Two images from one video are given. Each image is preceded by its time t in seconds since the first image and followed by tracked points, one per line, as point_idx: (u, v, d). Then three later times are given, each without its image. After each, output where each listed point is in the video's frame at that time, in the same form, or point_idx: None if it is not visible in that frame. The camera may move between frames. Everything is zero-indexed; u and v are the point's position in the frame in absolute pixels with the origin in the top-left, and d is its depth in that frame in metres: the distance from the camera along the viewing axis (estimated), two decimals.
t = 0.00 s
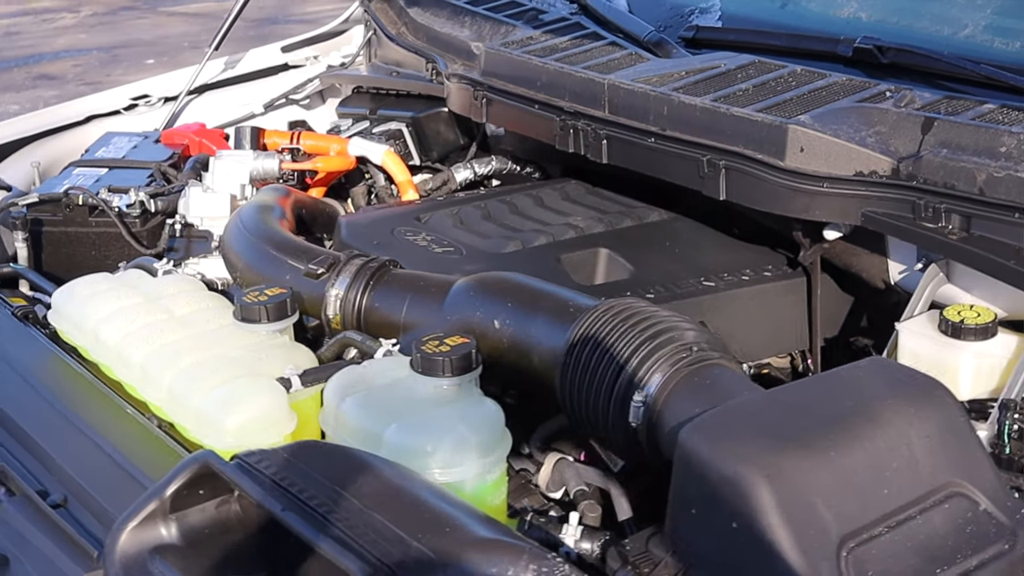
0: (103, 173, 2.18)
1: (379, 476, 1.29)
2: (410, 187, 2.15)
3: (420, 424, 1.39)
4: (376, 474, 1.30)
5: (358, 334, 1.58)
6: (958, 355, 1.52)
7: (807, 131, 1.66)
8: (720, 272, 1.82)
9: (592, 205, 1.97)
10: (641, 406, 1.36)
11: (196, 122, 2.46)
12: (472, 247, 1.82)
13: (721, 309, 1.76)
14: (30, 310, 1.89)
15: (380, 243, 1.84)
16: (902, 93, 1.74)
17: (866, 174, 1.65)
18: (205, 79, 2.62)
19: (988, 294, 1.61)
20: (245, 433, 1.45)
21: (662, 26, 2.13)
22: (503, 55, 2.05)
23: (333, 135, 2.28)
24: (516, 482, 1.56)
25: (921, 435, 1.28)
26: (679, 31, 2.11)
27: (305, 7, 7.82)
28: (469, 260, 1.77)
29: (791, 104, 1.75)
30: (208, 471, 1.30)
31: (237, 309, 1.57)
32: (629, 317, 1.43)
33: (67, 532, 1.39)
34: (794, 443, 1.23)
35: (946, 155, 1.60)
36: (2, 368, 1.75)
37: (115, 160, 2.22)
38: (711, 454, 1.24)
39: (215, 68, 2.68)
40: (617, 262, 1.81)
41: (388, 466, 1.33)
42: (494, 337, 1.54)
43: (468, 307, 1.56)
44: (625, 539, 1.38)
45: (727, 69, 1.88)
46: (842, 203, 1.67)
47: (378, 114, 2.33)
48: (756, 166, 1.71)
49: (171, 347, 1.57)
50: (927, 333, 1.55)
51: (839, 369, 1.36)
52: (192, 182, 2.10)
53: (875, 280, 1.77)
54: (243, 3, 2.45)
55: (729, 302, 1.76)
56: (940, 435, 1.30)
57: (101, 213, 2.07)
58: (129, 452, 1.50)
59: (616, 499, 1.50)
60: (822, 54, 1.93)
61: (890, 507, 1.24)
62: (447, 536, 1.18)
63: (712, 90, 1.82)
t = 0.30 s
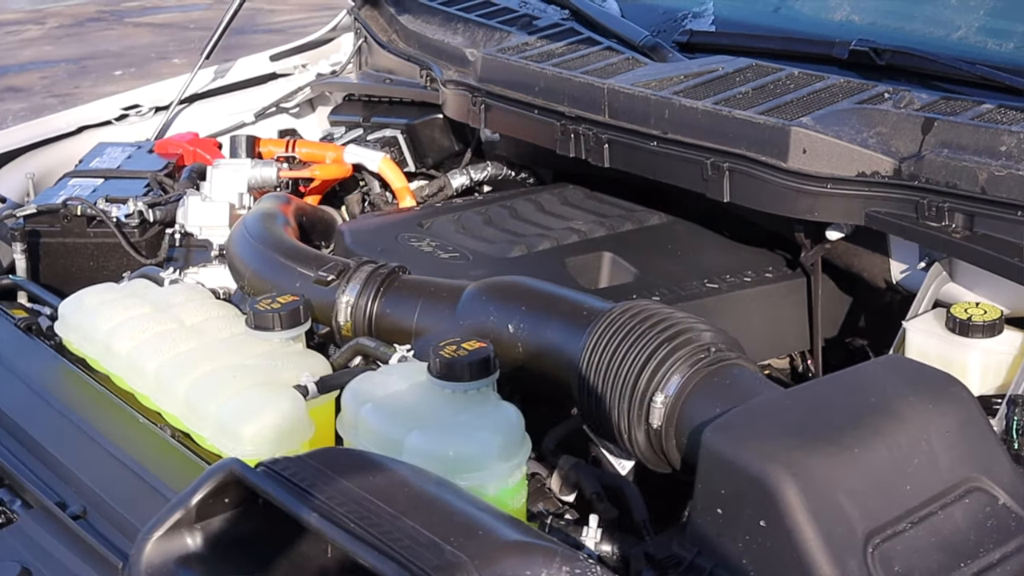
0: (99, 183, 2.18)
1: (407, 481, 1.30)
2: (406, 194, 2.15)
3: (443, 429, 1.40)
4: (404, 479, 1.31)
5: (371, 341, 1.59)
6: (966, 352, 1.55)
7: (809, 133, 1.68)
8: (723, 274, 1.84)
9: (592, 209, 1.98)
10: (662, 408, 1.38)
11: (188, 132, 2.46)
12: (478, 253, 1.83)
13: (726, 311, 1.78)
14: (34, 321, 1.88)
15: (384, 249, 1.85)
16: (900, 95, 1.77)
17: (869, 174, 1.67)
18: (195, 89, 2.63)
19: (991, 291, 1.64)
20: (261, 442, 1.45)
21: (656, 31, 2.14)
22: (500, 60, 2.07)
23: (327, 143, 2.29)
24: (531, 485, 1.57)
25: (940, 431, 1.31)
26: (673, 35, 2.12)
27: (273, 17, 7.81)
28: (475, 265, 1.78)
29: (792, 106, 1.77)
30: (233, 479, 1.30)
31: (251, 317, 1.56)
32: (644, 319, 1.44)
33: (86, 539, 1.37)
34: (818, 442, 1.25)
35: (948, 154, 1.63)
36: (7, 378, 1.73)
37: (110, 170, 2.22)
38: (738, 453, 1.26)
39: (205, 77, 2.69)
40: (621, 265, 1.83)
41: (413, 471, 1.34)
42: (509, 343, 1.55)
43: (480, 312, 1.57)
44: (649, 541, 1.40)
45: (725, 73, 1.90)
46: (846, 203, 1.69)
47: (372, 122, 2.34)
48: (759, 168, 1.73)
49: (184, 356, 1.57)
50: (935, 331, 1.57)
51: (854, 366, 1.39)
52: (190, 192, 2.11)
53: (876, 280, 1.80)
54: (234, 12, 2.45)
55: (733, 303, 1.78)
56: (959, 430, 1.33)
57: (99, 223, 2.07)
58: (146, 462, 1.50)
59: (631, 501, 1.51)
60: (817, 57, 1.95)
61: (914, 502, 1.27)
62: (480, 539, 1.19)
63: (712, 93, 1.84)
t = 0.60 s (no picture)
0: (92, 194, 2.17)
1: (429, 487, 1.30)
2: (401, 201, 2.15)
3: (461, 434, 1.41)
4: (426, 485, 1.31)
5: (380, 347, 1.59)
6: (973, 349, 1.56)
7: (810, 135, 1.69)
8: (723, 276, 1.85)
9: (590, 214, 1.99)
10: (679, 409, 1.39)
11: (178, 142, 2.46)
12: (480, 258, 1.83)
13: (729, 312, 1.79)
14: (34, 333, 1.88)
15: (385, 256, 1.85)
16: (898, 96, 1.78)
17: (869, 175, 1.68)
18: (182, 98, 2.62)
19: (992, 289, 1.65)
20: (273, 449, 1.46)
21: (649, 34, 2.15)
22: (496, 67, 2.07)
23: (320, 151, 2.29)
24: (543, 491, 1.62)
25: (957, 427, 1.33)
26: (666, 40, 2.13)
27: (242, 26, 7.78)
28: (479, 270, 1.79)
29: (791, 108, 1.78)
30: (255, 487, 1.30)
31: (260, 325, 1.56)
32: (657, 321, 1.45)
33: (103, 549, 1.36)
34: (839, 439, 1.27)
35: (947, 155, 1.64)
36: (9, 387, 1.72)
37: (102, 180, 2.21)
38: (760, 452, 1.27)
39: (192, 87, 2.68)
40: (623, 268, 1.84)
41: (434, 477, 1.34)
42: (519, 347, 1.55)
43: (490, 318, 1.58)
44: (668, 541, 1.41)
45: (722, 76, 1.91)
46: (849, 204, 1.71)
47: (364, 129, 2.34)
48: (761, 170, 1.74)
49: (194, 364, 1.57)
50: (941, 329, 1.59)
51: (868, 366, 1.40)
52: (186, 202, 2.10)
53: (876, 280, 1.81)
54: (222, 21, 2.45)
55: (734, 305, 1.79)
56: (974, 427, 1.35)
57: (95, 234, 2.06)
58: (160, 472, 1.50)
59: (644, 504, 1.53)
60: (812, 59, 1.96)
61: (934, 498, 1.29)
62: (508, 542, 1.19)
63: (711, 96, 1.85)
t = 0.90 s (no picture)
0: (82, 205, 2.15)
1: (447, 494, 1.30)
2: (394, 208, 2.15)
3: (473, 440, 1.41)
4: (443, 492, 1.31)
5: (386, 354, 1.59)
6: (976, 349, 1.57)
7: (808, 137, 1.70)
8: (722, 280, 1.86)
9: (586, 219, 2.00)
10: (691, 412, 1.39)
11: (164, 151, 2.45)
12: (479, 265, 1.83)
13: (728, 316, 1.79)
14: (30, 345, 1.86)
15: (384, 263, 1.85)
16: (893, 99, 1.79)
17: (868, 177, 1.70)
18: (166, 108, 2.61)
19: (992, 289, 1.67)
20: (284, 458, 1.45)
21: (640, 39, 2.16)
22: (489, 73, 2.07)
23: (309, 160, 2.28)
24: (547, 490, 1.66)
25: (970, 426, 1.34)
26: (657, 44, 2.14)
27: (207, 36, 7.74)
28: (479, 277, 1.79)
29: (788, 112, 1.79)
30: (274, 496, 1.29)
31: (266, 333, 1.55)
32: (666, 325, 1.46)
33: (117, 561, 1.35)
34: (855, 439, 1.27)
35: (945, 156, 1.66)
36: (10, 402, 1.71)
37: (92, 191, 2.20)
38: (777, 452, 1.27)
39: (176, 96, 2.67)
40: (623, 273, 1.84)
41: (449, 484, 1.34)
42: (526, 352, 1.55)
43: (496, 324, 1.58)
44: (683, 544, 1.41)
45: (717, 81, 1.92)
46: (849, 205, 1.71)
47: (353, 137, 2.34)
48: (760, 173, 1.74)
49: (200, 374, 1.56)
50: (944, 330, 1.60)
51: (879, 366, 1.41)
52: (178, 212, 2.08)
53: (874, 282, 1.82)
54: (208, 30, 2.44)
55: (734, 308, 1.80)
56: (986, 425, 1.36)
57: (88, 245, 2.05)
58: (169, 483, 1.49)
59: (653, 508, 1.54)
60: (805, 63, 1.97)
61: (950, 496, 1.30)
62: (531, 547, 1.19)
63: (707, 101, 1.85)
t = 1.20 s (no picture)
0: (68, 217, 2.13)
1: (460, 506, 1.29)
2: (384, 217, 2.14)
3: (481, 450, 1.40)
4: (456, 504, 1.30)
5: (389, 364, 1.58)
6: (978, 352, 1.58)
7: (805, 142, 1.70)
8: (718, 286, 1.85)
9: (580, 226, 1.99)
10: (700, 419, 1.39)
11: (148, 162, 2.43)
12: (476, 273, 1.82)
13: (726, 322, 1.79)
14: (22, 359, 1.84)
15: (381, 272, 1.84)
16: (889, 103, 1.79)
17: (864, 181, 1.69)
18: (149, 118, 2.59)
19: (990, 292, 1.67)
20: (291, 470, 1.44)
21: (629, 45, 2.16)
22: (479, 80, 2.07)
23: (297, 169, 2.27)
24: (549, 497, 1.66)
25: (980, 428, 1.34)
26: (647, 50, 2.13)
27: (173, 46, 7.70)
28: (477, 285, 1.78)
29: (784, 117, 1.79)
30: (286, 509, 1.28)
31: (266, 345, 1.54)
32: (672, 331, 1.45)
33: None
34: (869, 443, 1.27)
35: (942, 160, 1.65)
36: (7, 416, 1.69)
37: (77, 203, 2.17)
38: (790, 458, 1.27)
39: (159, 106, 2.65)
40: (620, 281, 1.84)
41: (459, 494, 1.33)
42: (530, 360, 1.55)
43: (500, 332, 1.57)
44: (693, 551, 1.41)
45: (710, 86, 1.92)
46: (847, 209, 1.71)
47: (340, 146, 2.32)
48: (760, 179, 1.75)
49: (202, 386, 1.55)
50: (946, 333, 1.60)
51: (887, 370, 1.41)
52: (167, 222, 2.07)
53: (870, 286, 1.82)
54: (190, 38, 2.42)
55: (730, 314, 1.80)
56: (995, 427, 1.36)
57: (76, 256, 2.02)
58: (172, 494, 1.47)
59: (659, 516, 1.53)
60: (797, 68, 1.97)
61: (962, 499, 1.30)
62: (551, 556, 1.18)
63: (702, 106, 1.85)
